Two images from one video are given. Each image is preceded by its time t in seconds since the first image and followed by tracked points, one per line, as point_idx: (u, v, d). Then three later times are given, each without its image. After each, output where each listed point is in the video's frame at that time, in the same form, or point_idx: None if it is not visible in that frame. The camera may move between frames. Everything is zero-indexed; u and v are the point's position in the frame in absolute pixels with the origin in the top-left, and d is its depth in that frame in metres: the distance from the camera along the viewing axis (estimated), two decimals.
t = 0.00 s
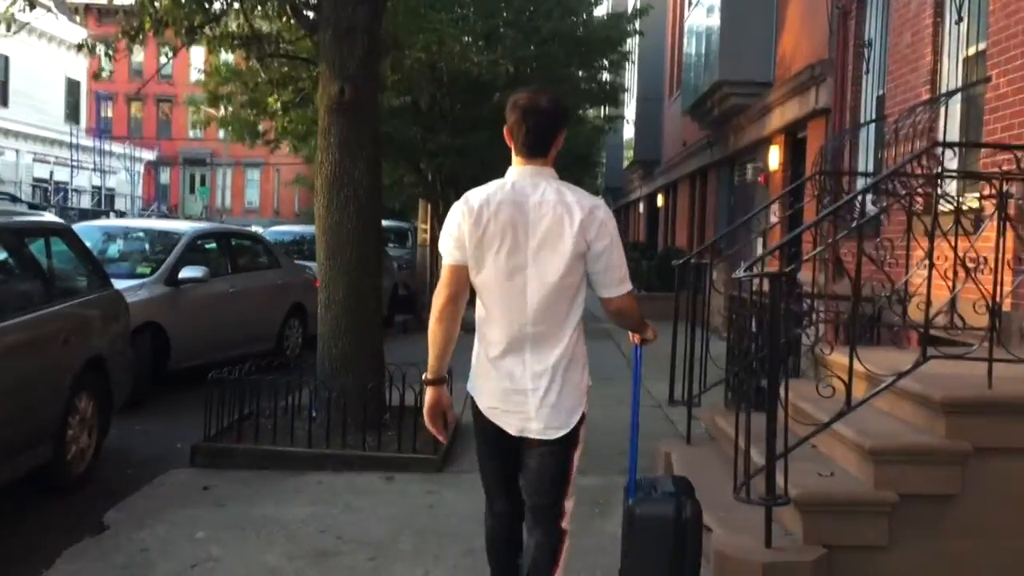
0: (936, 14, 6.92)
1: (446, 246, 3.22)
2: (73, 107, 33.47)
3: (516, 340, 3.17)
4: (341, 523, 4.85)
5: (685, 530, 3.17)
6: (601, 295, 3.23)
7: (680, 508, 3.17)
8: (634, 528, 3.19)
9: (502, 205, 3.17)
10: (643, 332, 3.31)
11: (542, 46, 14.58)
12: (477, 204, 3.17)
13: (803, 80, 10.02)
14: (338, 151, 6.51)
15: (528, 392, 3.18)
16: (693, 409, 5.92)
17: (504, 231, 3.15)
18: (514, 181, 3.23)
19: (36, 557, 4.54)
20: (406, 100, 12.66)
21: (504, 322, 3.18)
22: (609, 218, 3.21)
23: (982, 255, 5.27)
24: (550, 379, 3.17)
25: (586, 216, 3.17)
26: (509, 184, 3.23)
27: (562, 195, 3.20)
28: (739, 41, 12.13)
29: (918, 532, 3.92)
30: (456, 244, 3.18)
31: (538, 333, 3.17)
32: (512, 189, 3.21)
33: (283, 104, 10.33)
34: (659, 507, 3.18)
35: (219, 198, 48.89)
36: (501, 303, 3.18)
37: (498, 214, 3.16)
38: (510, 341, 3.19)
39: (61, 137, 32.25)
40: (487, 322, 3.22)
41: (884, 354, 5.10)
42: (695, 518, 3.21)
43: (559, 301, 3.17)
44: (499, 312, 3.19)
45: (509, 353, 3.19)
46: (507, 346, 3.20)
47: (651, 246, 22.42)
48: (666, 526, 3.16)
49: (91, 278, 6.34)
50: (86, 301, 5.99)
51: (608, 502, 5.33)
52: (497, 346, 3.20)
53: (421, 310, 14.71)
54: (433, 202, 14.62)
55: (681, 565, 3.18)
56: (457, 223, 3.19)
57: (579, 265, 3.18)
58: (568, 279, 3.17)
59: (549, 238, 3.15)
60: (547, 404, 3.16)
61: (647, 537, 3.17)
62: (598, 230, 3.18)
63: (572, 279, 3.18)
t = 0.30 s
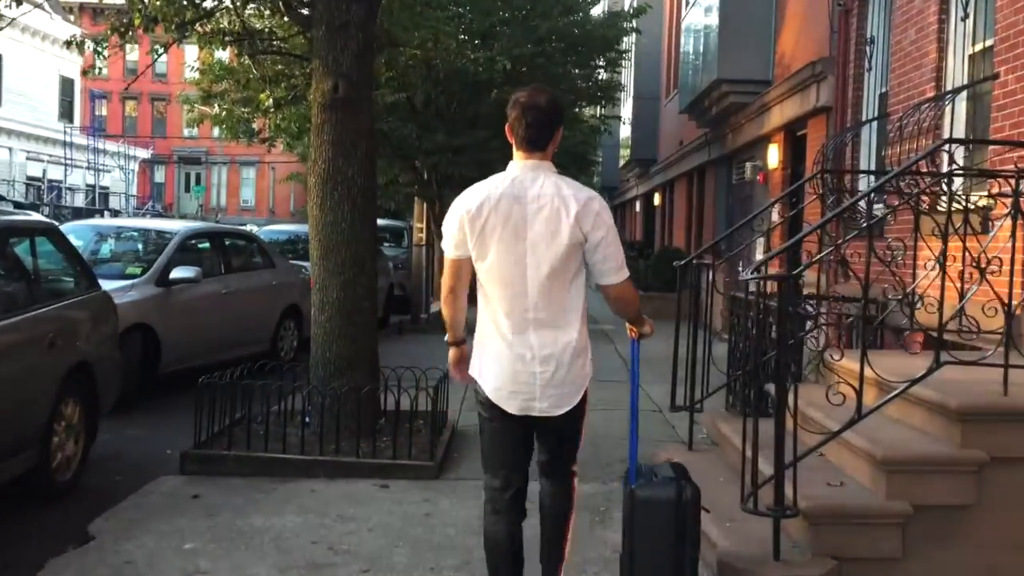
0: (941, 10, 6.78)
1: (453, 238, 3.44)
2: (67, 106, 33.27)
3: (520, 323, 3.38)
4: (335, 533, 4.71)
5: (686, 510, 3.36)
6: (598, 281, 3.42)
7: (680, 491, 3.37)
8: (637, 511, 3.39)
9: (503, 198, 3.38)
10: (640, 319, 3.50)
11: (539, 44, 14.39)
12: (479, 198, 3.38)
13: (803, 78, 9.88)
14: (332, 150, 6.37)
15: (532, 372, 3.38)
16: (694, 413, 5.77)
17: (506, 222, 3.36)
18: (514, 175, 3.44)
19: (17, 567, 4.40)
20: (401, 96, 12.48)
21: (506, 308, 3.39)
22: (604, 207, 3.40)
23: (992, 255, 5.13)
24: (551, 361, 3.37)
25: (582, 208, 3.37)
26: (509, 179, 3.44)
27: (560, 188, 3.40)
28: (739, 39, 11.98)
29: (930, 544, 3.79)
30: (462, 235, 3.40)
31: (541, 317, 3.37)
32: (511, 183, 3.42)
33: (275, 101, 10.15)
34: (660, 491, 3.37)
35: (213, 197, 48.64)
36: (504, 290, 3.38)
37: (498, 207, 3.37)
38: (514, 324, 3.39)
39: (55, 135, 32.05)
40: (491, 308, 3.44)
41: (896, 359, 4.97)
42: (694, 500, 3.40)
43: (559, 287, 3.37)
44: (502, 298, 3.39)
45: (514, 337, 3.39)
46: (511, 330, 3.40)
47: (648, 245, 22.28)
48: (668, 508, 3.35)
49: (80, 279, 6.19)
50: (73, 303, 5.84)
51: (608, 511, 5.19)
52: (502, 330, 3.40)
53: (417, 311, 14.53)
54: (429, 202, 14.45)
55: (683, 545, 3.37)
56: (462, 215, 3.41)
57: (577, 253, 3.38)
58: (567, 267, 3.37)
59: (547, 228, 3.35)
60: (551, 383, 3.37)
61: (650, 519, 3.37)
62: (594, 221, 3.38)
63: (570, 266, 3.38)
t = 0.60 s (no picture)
0: (947, 5, 6.64)
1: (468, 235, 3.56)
2: (56, 105, 32.96)
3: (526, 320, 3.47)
4: (327, 543, 4.54)
5: (674, 491, 3.58)
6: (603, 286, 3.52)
7: (669, 474, 3.59)
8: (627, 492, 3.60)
9: (519, 200, 3.51)
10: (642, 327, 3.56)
11: (534, 42, 14.22)
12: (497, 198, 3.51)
13: (803, 76, 9.74)
14: (324, 148, 6.20)
15: (534, 367, 3.47)
16: (695, 418, 5.60)
17: (520, 221, 3.48)
18: (532, 180, 3.58)
19: None
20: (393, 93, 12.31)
21: (516, 305, 3.49)
22: (614, 217, 3.52)
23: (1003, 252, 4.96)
24: (554, 358, 3.47)
25: (594, 214, 3.49)
26: (527, 183, 3.57)
27: (574, 196, 3.53)
28: (736, 37, 11.84)
29: (946, 555, 3.65)
30: (477, 232, 3.52)
31: (546, 315, 3.47)
32: (528, 187, 3.55)
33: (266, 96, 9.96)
34: (649, 471, 3.60)
35: (204, 197, 48.33)
36: (513, 287, 3.49)
37: (514, 208, 3.49)
38: (520, 321, 3.50)
39: (43, 134, 31.74)
40: (500, 304, 3.54)
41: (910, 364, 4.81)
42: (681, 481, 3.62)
43: (566, 289, 3.47)
44: (512, 296, 3.50)
45: (519, 333, 3.49)
46: (517, 327, 3.50)
47: (642, 246, 22.12)
48: (657, 489, 3.57)
49: (64, 279, 6.00)
50: (57, 304, 5.65)
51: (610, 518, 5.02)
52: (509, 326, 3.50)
53: (410, 312, 14.33)
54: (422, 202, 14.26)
55: (670, 523, 3.59)
56: (480, 213, 3.54)
57: (584, 258, 3.49)
58: (575, 270, 3.48)
59: (559, 231, 3.47)
60: (551, 380, 3.46)
61: (640, 499, 3.58)
62: (604, 229, 3.49)
63: (578, 269, 3.49)
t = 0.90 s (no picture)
0: (944, 4, 6.56)
1: (478, 228, 3.87)
2: (38, 105, 32.58)
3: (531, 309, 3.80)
4: (313, 555, 4.39)
5: (664, 473, 3.86)
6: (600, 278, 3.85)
7: (659, 456, 3.87)
8: (621, 474, 3.86)
9: (526, 196, 3.83)
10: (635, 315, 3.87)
11: (523, 41, 14.07)
12: (507, 195, 3.82)
13: (795, 76, 9.65)
14: (310, 147, 6.04)
15: (538, 352, 3.81)
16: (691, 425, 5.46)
17: (527, 217, 3.81)
18: (537, 178, 3.89)
19: None
20: (380, 91, 12.15)
21: (521, 294, 3.83)
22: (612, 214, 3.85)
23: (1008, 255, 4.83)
24: (556, 345, 3.80)
25: (595, 211, 3.81)
26: (533, 181, 3.89)
27: (576, 194, 3.85)
28: (727, 37, 11.74)
29: (954, 570, 3.53)
30: (486, 226, 3.83)
31: (549, 306, 3.80)
32: (534, 185, 3.87)
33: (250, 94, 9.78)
34: (640, 455, 3.87)
35: (189, 198, 47.94)
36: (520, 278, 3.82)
37: (522, 204, 3.82)
38: (526, 310, 3.83)
39: (26, 134, 31.35)
40: (507, 294, 3.87)
41: (914, 371, 4.68)
42: (669, 464, 3.90)
43: (568, 281, 3.79)
44: (519, 286, 3.83)
45: (525, 321, 3.83)
46: (522, 315, 3.85)
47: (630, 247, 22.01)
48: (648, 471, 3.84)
49: (42, 282, 5.82)
50: (35, 307, 5.48)
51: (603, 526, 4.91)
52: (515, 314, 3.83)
53: (397, 314, 14.17)
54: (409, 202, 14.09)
55: (660, 504, 3.85)
56: (489, 208, 3.85)
57: (585, 251, 3.81)
58: (576, 263, 3.81)
59: (562, 227, 3.80)
60: (554, 365, 3.79)
61: (633, 481, 3.84)
62: (603, 225, 3.81)
63: (579, 262, 3.81)
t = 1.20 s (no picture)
0: None
1: (460, 231, 4.02)
2: (17, 102, 32.18)
3: (514, 303, 3.94)
4: (293, 561, 4.23)
5: (643, 452, 4.15)
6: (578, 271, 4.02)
7: (638, 437, 4.16)
8: (603, 454, 4.16)
9: (504, 198, 3.99)
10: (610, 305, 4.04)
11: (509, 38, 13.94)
12: (485, 197, 3.98)
13: (783, 71, 9.55)
14: (292, 140, 5.89)
15: (522, 344, 3.95)
16: (682, 424, 5.33)
17: (506, 217, 3.97)
18: (513, 180, 4.05)
19: None
20: (364, 87, 12.00)
21: (504, 290, 3.98)
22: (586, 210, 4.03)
23: (1003, 250, 4.75)
24: (538, 336, 3.96)
25: (569, 208, 3.99)
26: (509, 183, 4.05)
27: (551, 192, 4.02)
28: (715, 32, 11.64)
29: (955, 572, 3.42)
30: (467, 227, 3.98)
31: (530, 299, 3.96)
32: (512, 186, 4.03)
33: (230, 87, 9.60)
34: (621, 436, 4.16)
35: (172, 197, 47.55)
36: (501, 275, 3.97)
37: (501, 205, 3.97)
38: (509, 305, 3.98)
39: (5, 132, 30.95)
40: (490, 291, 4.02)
41: (913, 370, 4.57)
42: (648, 443, 4.20)
43: (548, 274, 3.96)
44: (502, 282, 3.98)
45: (508, 315, 3.97)
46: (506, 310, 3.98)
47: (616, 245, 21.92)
48: (629, 450, 4.13)
49: (13, 279, 5.64)
50: (5, 305, 5.30)
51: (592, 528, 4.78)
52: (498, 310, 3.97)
53: (382, 313, 14.01)
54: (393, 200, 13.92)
55: (640, 478, 4.15)
56: (468, 210, 4.00)
57: (562, 245, 3.99)
58: (555, 257, 3.98)
59: (539, 224, 3.97)
60: (538, 355, 3.94)
61: (614, 460, 4.14)
62: (578, 220, 3.99)
63: (557, 257, 3.98)
